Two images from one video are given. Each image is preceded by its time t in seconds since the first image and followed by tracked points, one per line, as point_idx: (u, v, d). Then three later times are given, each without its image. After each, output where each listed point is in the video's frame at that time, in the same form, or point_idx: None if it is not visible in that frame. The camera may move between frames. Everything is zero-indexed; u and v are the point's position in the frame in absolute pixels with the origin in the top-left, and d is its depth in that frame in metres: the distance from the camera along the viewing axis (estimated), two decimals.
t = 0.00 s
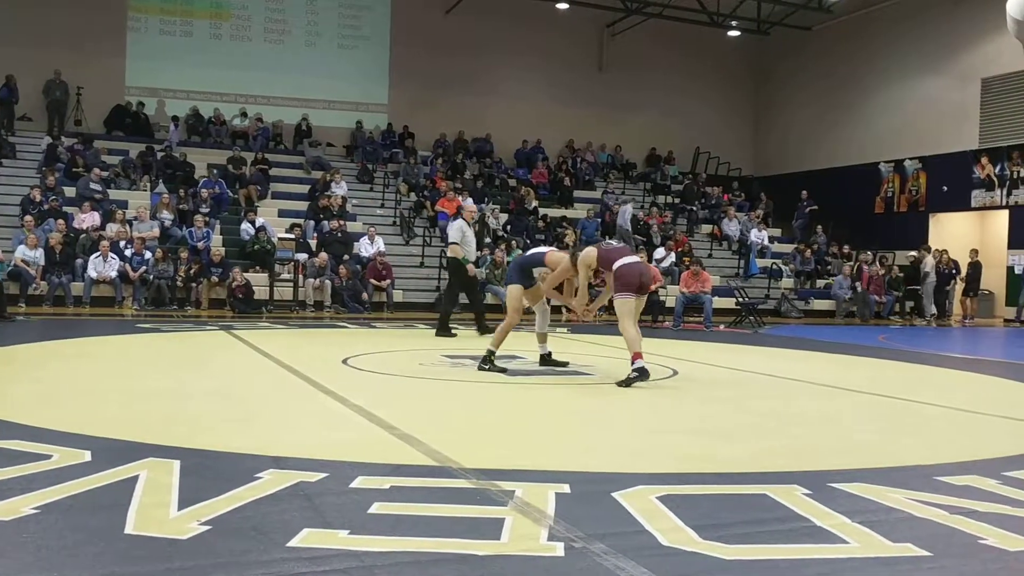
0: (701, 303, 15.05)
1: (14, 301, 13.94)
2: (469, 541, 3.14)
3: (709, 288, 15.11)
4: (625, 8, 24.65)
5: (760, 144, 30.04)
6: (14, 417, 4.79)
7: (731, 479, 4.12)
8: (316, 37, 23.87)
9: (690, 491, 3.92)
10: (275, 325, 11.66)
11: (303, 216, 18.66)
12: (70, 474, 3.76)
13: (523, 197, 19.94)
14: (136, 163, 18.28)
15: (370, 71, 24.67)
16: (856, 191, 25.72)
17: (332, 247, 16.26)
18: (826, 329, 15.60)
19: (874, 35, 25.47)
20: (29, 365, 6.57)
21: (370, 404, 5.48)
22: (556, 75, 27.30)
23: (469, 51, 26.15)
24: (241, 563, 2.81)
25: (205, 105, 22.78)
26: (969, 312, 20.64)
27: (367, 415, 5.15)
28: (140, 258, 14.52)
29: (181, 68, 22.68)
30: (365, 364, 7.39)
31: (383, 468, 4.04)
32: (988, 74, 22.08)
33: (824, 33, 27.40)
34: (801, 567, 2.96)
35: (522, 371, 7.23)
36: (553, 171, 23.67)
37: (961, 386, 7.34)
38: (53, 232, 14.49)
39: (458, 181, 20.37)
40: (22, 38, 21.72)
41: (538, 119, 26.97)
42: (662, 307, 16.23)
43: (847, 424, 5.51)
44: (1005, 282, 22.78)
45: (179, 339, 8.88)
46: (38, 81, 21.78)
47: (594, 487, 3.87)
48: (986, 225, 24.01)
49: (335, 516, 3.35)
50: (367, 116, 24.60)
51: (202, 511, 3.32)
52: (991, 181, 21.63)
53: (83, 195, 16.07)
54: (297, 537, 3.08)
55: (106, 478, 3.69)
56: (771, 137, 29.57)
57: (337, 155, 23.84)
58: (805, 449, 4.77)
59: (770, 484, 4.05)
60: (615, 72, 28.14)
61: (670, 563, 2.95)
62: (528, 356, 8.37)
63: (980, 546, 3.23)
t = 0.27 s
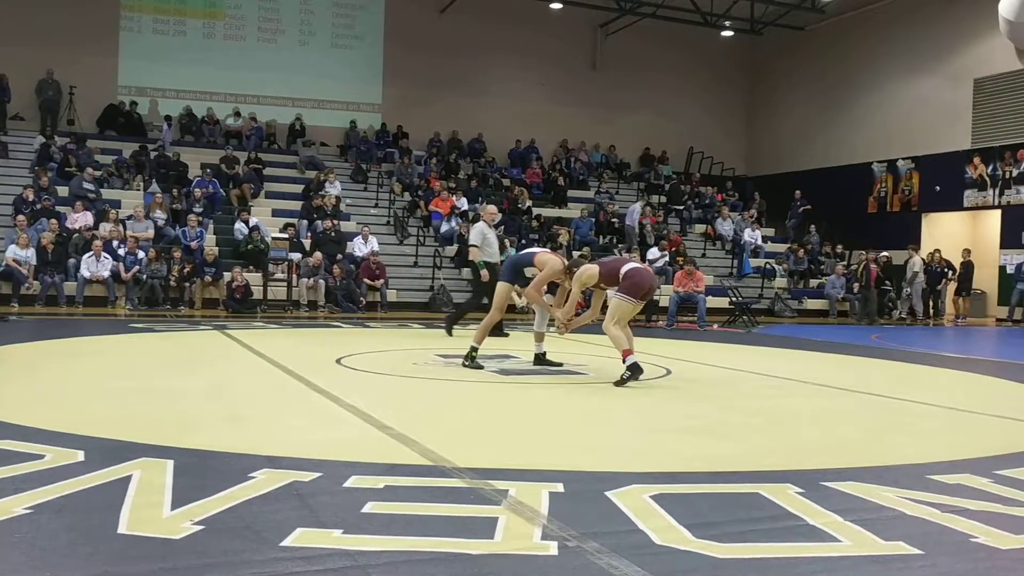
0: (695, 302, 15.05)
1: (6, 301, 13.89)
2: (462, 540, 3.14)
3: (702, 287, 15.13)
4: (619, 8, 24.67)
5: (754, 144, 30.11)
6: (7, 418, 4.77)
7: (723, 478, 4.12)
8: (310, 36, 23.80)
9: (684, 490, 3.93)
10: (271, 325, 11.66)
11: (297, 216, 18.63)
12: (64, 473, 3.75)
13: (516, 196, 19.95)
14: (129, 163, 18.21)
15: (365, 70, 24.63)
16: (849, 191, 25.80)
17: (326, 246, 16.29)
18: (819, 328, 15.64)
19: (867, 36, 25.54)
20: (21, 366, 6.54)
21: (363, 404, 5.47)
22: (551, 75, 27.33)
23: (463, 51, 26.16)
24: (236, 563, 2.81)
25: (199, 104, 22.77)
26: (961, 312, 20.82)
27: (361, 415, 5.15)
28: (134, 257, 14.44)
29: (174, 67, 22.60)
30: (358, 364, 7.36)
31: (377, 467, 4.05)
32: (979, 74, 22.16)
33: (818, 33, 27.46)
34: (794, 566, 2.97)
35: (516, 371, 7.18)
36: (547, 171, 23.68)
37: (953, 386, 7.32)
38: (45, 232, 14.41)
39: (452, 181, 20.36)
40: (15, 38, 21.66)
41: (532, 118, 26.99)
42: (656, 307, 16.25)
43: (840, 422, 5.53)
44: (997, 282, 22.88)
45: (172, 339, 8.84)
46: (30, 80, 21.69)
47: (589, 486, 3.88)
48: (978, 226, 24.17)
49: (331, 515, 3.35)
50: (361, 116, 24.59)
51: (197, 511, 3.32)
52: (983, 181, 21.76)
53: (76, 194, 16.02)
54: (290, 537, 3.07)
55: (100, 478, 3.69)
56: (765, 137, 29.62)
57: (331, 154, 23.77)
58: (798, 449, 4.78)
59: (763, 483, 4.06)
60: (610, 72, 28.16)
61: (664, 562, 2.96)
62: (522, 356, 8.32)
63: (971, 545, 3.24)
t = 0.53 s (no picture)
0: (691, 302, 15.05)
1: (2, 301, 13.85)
2: (459, 539, 3.14)
3: (699, 287, 15.14)
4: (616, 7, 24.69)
5: (751, 144, 30.15)
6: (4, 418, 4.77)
7: (719, 477, 4.13)
8: (306, 36, 23.79)
9: (681, 489, 3.93)
10: (268, 325, 11.66)
11: (294, 216, 18.61)
12: (60, 473, 3.75)
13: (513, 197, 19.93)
14: (125, 162, 18.17)
15: (361, 69, 24.62)
16: (845, 192, 25.84)
17: (321, 246, 16.26)
18: (816, 328, 15.64)
19: (863, 36, 25.60)
20: (17, 366, 6.52)
21: (359, 404, 5.46)
22: (548, 76, 27.35)
23: (460, 52, 26.17)
24: (233, 562, 2.81)
25: (196, 104, 22.75)
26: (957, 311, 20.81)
27: (357, 415, 5.14)
28: (130, 257, 14.42)
29: (171, 67, 22.59)
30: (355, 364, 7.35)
31: (374, 466, 4.06)
32: (975, 75, 22.22)
33: (814, 34, 27.52)
34: (792, 565, 2.98)
35: (512, 371, 7.17)
36: (544, 171, 23.69)
37: (948, 386, 7.32)
38: (41, 231, 14.38)
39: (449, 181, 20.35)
40: (10, 37, 21.60)
41: (528, 118, 26.98)
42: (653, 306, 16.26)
43: (836, 422, 5.54)
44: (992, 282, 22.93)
45: (168, 339, 8.82)
46: (26, 80, 21.65)
47: (585, 485, 3.90)
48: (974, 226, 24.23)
49: (328, 515, 3.35)
50: (358, 116, 24.60)
51: (192, 510, 3.32)
52: (979, 181, 21.80)
53: (73, 194, 16.01)
54: (286, 537, 3.07)
55: (98, 478, 3.68)
56: (761, 137, 29.68)
57: (328, 153, 23.76)
58: (794, 448, 4.79)
59: (760, 482, 4.07)
60: (606, 72, 28.19)
61: (662, 562, 2.97)
62: (518, 356, 8.32)
63: (967, 543, 3.25)
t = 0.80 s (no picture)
0: (690, 301, 15.07)
1: None
2: (455, 538, 3.14)
3: (698, 286, 15.16)
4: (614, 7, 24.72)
5: (748, 143, 30.19)
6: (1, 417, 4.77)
7: (717, 476, 4.13)
8: (304, 36, 23.80)
9: (679, 488, 3.94)
10: (267, 324, 11.68)
11: (292, 215, 18.62)
12: (57, 472, 3.75)
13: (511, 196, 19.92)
14: (122, 161, 18.15)
15: (359, 69, 24.63)
16: (843, 191, 25.86)
17: (319, 246, 16.30)
18: (812, 327, 15.67)
19: (859, 35, 25.63)
20: (14, 366, 6.51)
21: (357, 404, 5.45)
22: (546, 75, 27.36)
23: (459, 51, 26.17)
24: (230, 561, 2.81)
25: (194, 103, 22.72)
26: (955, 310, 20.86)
27: (356, 414, 5.13)
28: (127, 256, 14.50)
29: (169, 67, 22.57)
30: (352, 363, 7.33)
31: (372, 465, 4.05)
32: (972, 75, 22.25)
33: (811, 33, 27.56)
34: (790, 565, 2.98)
35: (511, 370, 7.17)
36: (542, 170, 23.69)
37: (944, 385, 7.32)
38: (39, 231, 14.39)
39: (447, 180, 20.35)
40: (7, 36, 21.57)
41: (526, 118, 26.98)
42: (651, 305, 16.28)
43: (834, 420, 5.55)
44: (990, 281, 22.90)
45: (166, 339, 8.79)
46: (23, 79, 21.63)
47: (582, 484, 3.90)
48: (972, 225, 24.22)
49: (325, 513, 3.35)
50: (356, 115, 24.60)
51: (190, 509, 3.32)
52: (976, 180, 21.90)
53: (71, 194, 15.99)
54: (284, 535, 3.07)
55: (96, 477, 3.68)
56: (758, 137, 29.72)
57: (326, 153, 23.76)
58: (792, 447, 4.79)
59: (758, 481, 4.08)
60: (604, 71, 28.20)
61: (660, 560, 2.97)
62: (516, 355, 8.32)
63: (963, 542, 3.26)
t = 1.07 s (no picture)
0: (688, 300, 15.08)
1: None
2: (450, 537, 3.14)
3: (695, 285, 15.17)
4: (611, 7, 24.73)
5: (745, 143, 30.20)
6: None
7: (713, 475, 4.14)
8: (302, 35, 23.80)
9: (674, 488, 3.93)
10: (263, 323, 11.68)
11: (289, 214, 18.62)
12: (53, 472, 3.75)
13: (508, 196, 19.93)
14: (119, 160, 18.14)
15: (356, 68, 24.63)
16: (840, 190, 25.88)
17: (315, 246, 16.28)
18: (809, 326, 15.70)
19: (856, 35, 25.66)
20: (9, 365, 6.50)
21: (353, 404, 5.44)
22: (544, 75, 27.37)
23: (457, 51, 26.17)
24: (225, 561, 2.81)
25: (191, 102, 22.68)
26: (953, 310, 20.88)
27: (352, 414, 5.12)
28: (124, 255, 14.46)
29: (165, 66, 22.55)
30: (349, 363, 7.33)
31: (368, 465, 4.05)
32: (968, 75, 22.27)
33: (808, 33, 27.58)
34: (785, 564, 2.98)
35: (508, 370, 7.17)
36: (540, 170, 23.69)
37: (941, 385, 7.33)
38: (36, 230, 14.39)
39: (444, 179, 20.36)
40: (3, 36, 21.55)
41: (523, 117, 27.00)
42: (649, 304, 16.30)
43: (830, 420, 5.55)
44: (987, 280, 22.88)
45: (162, 338, 8.80)
46: (20, 78, 21.60)
47: (578, 483, 3.90)
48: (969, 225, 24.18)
49: (321, 513, 3.35)
50: (354, 115, 24.60)
51: (185, 508, 3.32)
52: (973, 179, 21.82)
53: (67, 193, 15.98)
54: (280, 535, 3.07)
55: (90, 477, 3.68)
56: (755, 136, 29.73)
57: (323, 152, 23.76)
58: (789, 446, 4.79)
59: (753, 480, 4.08)
60: (602, 71, 28.21)
61: (655, 560, 2.96)
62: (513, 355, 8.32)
63: (958, 541, 3.26)
